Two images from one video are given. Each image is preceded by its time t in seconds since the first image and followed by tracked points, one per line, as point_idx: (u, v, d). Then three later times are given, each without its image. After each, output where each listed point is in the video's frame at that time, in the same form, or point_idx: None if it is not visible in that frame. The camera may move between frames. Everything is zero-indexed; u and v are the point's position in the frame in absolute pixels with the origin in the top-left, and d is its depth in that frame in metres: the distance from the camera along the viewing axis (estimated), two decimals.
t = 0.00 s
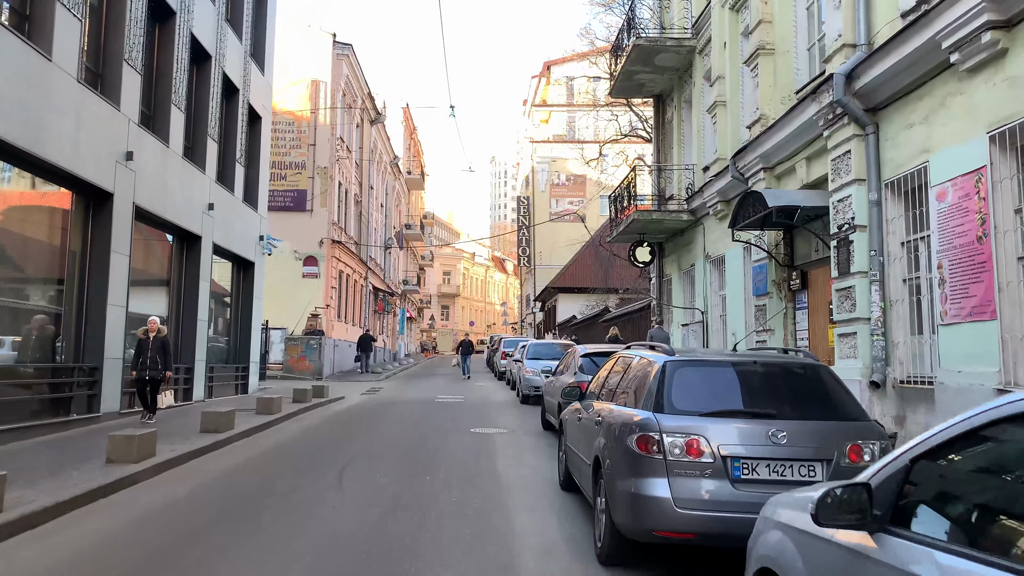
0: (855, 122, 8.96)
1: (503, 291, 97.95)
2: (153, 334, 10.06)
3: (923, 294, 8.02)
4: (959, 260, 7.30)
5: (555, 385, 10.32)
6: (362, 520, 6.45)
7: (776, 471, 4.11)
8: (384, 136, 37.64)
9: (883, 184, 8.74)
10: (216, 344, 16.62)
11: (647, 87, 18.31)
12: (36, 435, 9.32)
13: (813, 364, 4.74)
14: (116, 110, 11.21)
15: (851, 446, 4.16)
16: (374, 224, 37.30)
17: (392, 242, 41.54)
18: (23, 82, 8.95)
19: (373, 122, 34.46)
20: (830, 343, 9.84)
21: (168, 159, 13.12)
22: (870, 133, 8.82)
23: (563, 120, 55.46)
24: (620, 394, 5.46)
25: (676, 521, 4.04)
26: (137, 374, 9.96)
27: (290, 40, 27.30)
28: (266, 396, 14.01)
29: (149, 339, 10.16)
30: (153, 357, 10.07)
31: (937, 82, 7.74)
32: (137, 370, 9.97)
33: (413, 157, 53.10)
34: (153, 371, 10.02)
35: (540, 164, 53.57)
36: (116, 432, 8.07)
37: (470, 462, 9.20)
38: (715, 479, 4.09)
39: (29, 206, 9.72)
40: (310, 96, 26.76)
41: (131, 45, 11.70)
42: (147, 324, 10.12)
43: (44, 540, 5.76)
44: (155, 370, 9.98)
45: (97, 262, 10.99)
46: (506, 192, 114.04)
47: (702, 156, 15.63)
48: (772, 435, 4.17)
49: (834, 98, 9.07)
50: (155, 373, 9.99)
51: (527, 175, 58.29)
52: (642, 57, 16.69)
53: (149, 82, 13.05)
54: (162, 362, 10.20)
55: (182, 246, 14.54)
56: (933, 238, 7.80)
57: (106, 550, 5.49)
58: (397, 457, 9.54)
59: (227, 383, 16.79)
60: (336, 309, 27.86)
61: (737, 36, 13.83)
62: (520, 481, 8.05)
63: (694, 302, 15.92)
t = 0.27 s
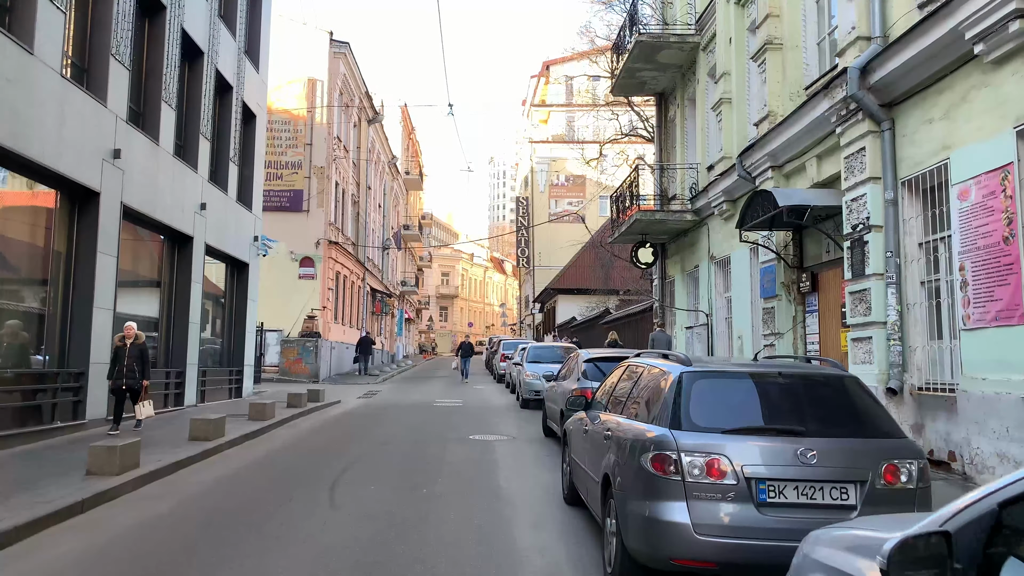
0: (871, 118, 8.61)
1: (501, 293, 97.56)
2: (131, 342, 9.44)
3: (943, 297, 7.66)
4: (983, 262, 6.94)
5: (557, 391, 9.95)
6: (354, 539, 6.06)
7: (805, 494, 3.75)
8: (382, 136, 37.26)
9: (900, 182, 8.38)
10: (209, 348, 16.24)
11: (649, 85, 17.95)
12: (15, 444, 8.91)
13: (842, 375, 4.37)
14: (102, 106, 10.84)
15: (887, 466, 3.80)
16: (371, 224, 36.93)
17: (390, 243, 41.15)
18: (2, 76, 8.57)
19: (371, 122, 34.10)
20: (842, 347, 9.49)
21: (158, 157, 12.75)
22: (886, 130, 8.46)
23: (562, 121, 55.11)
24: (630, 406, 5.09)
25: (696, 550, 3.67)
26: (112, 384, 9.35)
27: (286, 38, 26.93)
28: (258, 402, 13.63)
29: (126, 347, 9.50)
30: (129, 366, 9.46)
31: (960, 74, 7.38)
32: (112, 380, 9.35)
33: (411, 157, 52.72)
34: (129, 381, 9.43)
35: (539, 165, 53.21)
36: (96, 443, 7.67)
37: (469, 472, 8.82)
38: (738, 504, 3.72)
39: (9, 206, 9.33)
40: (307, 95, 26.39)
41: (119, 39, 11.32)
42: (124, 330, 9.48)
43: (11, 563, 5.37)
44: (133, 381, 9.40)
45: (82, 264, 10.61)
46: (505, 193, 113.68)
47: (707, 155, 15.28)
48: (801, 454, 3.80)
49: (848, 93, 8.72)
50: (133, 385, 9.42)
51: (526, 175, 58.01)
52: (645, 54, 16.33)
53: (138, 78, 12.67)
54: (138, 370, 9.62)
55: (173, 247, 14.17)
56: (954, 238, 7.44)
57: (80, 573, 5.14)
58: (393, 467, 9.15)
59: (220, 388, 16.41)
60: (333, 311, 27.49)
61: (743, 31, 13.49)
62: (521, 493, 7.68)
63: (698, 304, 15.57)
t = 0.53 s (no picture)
0: (888, 114, 8.25)
1: (501, 294, 97.21)
2: (107, 343, 9.05)
3: (966, 300, 7.29)
4: (1010, 264, 6.58)
5: (560, 398, 9.59)
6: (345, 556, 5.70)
7: (842, 522, 3.38)
8: (380, 136, 36.89)
9: (919, 180, 8.02)
10: (203, 351, 15.88)
11: (652, 82, 17.60)
12: None
13: (877, 387, 3.99)
14: (88, 101, 10.46)
15: (933, 491, 3.43)
16: (370, 225, 36.57)
17: (388, 243, 40.78)
18: None
19: (370, 122, 33.76)
20: (857, 352, 9.13)
21: (148, 155, 12.39)
22: (904, 125, 8.11)
23: (562, 121, 54.77)
24: (643, 420, 4.72)
25: None
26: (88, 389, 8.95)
27: (282, 36, 26.57)
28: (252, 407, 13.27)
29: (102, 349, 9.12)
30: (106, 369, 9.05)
31: (985, 67, 7.03)
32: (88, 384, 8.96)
33: (410, 157, 52.38)
34: (106, 385, 9.02)
35: (539, 165, 52.86)
36: (75, 454, 7.28)
37: (469, 482, 8.46)
38: (768, 533, 3.35)
39: None
40: (304, 93, 26.03)
41: (106, 33, 10.94)
42: (100, 331, 9.12)
43: None
44: (109, 385, 8.99)
45: (68, 265, 10.23)
46: (504, 194, 113.39)
47: (713, 154, 14.92)
48: (837, 477, 3.44)
49: (864, 88, 8.35)
50: (110, 388, 9.01)
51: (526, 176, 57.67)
52: (648, 51, 15.97)
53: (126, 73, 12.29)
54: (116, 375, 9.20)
55: (165, 247, 13.79)
56: (978, 239, 7.07)
57: None
58: (389, 477, 8.79)
59: (213, 392, 16.04)
60: (330, 313, 27.12)
61: (751, 27, 13.13)
62: (524, 505, 7.31)
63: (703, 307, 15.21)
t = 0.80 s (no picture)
0: (905, 110, 7.93)
1: (501, 296, 96.87)
2: (83, 351, 8.63)
3: (990, 304, 6.98)
4: None
5: (564, 405, 9.26)
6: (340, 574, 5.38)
7: (885, 553, 3.07)
8: (379, 136, 36.57)
9: (938, 178, 7.71)
10: (197, 354, 15.55)
11: (654, 81, 17.28)
12: None
13: (914, 399, 3.69)
14: (77, 98, 10.15)
15: (986, 518, 3.12)
16: (368, 226, 36.26)
17: (388, 245, 40.46)
18: None
19: (368, 122, 33.44)
20: (871, 356, 8.81)
21: (140, 154, 12.07)
22: (922, 122, 7.80)
23: (562, 122, 54.46)
24: (658, 436, 4.41)
25: None
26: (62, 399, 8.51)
27: (279, 35, 26.24)
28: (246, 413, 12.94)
29: (78, 358, 8.68)
30: (82, 379, 8.62)
31: (1010, 59, 6.72)
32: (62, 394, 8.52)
33: (409, 158, 52.07)
34: (82, 396, 8.59)
35: (538, 165, 52.56)
36: (57, 466, 6.95)
37: (469, 493, 8.14)
38: (804, 565, 3.03)
39: None
40: (301, 93, 25.71)
41: (94, 27, 10.57)
42: (77, 339, 8.69)
43: None
44: (85, 396, 8.55)
45: (55, 267, 9.91)
46: (503, 195, 113.06)
47: (718, 153, 14.60)
48: (879, 503, 3.14)
49: (880, 82, 8.03)
50: (86, 399, 8.56)
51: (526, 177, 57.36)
52: (652, 48, 15.65)
53: (118, 70, 11.96)
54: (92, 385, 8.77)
55: (157, 249, 13.47)
56: (1003, 239, 6.76)
57: None
58: (386, 487, 8.46)
59: (208, 396, 15.71)
60: (328, 314, 26.79)
61: (757, 23, 12.83)
62: (527, 518, 6.99)
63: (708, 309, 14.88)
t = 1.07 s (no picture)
0: (927, 111, 7.58)
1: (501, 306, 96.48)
2: (50, 360, 7.99)
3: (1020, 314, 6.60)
4: None
5: (569, 420, 8.87)
6: None
7: None
8: (378, 145, 36.29)
9: (962, 183, 7.35)
10: (191, 366, 15.16)
11: (659, 87, 16.97)
12: None
13: (968, 418, 3.33)
14: (64, 100, 9.81)
15: None
16: (367, 235, 35.90)
17: (387, 254, 40.11)
18: None
19: (368, 130, 33.15)
20: (891, 369, 8.44)
21: (131, 159, 11.73)
22: (946, 124, 7.45)
23: (563, 132, 54.25)
24: (680, 458, 4.04)
25: None
26: (31, 413, 7.91)
27: (278, 42, 25.98)
28: (240, 426, 12.55)
29: (50, 367, 8.05)
30: (53, 391, 7.97)
31: None
32: (31, 407, 7.92)
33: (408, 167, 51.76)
34: (51, 409, 7.94)
35: (539, 175, 52.30)
36: (34, 486, 6.55)
37: (470, 513, 7.74)
38: None
39: None
40: (300, 100, 25.42)
41: (83, 26, 10.19)
42: (48, 346, 8.09)
43: None
44: (52, 409, 7.90)
45: (40, 275, 9.54)
46: (504, 206, 112.84)
47: (725, 159, 14.26)
48: (941, 540, 2.76)
49: (900, 82, 7.68)
50: (53, 413, 7.94)
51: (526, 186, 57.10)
52: (657, 53, 15.34)
53: (109, 72, 11.61)
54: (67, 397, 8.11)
55: (150, 257, 13.10)
56: None
57: None
58: (383, 507, 8.06)
59: (201, 408, 15.29)
60: (327, 325, 26.42)
61: (766, 26, 12.52)
62: (532, 541, 6.60)
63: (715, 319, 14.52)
